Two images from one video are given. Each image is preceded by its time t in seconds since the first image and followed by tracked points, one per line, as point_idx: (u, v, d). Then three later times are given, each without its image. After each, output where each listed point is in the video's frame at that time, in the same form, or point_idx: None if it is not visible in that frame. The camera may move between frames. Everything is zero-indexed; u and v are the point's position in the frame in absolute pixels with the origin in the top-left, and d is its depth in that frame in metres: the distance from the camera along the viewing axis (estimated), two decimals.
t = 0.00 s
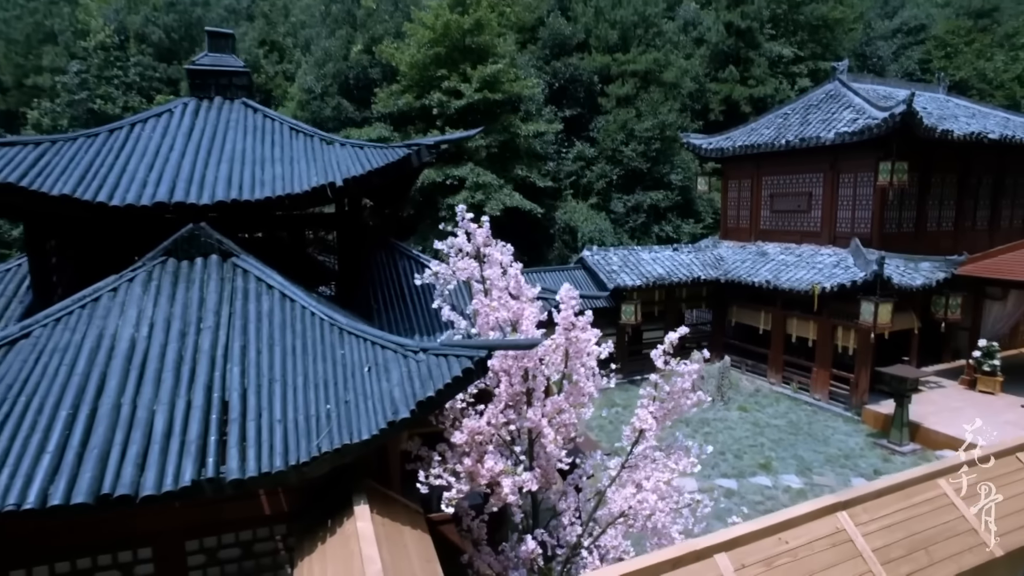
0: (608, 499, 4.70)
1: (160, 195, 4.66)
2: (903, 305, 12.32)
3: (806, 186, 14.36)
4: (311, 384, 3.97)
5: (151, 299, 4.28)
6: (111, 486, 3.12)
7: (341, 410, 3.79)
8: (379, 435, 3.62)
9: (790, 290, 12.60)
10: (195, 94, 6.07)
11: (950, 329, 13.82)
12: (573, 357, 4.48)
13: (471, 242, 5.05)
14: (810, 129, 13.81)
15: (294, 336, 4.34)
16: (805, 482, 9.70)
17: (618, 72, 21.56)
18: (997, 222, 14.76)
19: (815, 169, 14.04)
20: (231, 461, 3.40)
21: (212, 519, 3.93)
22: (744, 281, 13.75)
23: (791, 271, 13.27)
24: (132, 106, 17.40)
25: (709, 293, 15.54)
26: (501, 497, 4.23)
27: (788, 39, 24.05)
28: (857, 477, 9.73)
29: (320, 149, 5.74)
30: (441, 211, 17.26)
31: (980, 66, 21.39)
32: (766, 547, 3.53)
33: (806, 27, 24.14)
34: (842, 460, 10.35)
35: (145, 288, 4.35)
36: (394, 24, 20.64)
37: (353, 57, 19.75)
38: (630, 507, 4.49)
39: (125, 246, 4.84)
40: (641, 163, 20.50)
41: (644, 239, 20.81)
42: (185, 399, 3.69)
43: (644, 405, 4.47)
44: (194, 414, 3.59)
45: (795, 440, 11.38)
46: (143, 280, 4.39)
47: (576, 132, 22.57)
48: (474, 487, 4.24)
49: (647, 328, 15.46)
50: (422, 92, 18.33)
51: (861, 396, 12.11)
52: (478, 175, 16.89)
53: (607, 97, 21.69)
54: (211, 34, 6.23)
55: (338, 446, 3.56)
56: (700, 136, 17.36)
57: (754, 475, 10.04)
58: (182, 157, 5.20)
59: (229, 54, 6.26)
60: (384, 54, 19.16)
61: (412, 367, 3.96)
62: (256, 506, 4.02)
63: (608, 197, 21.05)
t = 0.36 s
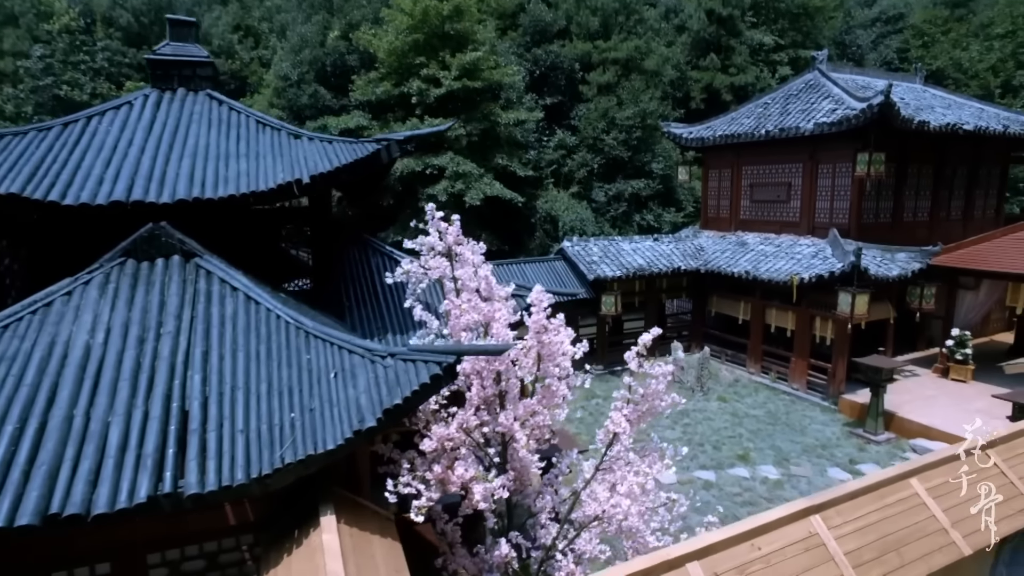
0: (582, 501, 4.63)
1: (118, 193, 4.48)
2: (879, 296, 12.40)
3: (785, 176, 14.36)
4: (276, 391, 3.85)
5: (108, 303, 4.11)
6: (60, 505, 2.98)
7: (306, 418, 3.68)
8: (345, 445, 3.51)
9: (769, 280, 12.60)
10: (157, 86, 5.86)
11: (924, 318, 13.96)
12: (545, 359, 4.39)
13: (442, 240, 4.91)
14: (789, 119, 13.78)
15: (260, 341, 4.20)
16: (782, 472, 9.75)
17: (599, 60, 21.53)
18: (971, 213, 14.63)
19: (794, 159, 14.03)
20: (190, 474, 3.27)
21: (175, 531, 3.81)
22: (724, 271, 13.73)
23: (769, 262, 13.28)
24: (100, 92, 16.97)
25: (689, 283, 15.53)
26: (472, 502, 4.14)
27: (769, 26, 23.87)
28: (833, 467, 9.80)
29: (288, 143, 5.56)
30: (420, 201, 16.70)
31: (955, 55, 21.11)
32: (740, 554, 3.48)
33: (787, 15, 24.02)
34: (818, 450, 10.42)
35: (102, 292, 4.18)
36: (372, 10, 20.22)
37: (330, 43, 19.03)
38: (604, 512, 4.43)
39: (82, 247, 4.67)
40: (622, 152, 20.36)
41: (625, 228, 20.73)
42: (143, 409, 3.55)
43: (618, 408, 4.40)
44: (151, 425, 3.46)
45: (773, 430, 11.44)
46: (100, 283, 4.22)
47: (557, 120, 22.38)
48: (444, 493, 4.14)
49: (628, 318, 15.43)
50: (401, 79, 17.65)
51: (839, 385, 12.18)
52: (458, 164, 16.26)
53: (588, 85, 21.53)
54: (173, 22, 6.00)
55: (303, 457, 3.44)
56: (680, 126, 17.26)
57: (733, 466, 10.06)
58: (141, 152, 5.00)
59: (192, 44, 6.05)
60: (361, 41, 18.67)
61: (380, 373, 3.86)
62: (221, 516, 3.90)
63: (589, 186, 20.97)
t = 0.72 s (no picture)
0: (558, 511, 4.53)
1: (73, 197, 4.30)
2: (857, 292, 12.43)
3: (764, 172, 14.37)
4: (238, 406, 3.72)
5: (63, 315, 3.94)
6: (3, 534, 2.82)
7: (270, 435, 3.56)
8: (309, 462, 3.39)
9: (749, 277, 12.56)
10: (117, 83, 5.64)
11: (901, 312, 14.08)
12: (518, 368, 4.29)
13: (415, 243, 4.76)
14: (769, 115, 13.77)
15: (219, 352, 4.05)
16: (761, 469, 9.75)
17: (581, 54, 21.41)
18: (948, 209, 14.84)
19: (775, 155, 14.02)
20: (146, 496, 3.12)
21: (135, 551, 3.65)
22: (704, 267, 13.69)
23: (749, 257, 13.28)
24: (69, 85, 16.64)
25: (670, 278, 15.48)
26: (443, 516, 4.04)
27: (750, 20, 23.79)
28: (811, 463, 9.82)
29: (254, 144, 5.40)
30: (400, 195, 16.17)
31: (933, 51, 21.24)
32: (714, 568, 3.41)
33: (768, 9, 23.96)
34: (797, 446, 10.45)
35: (56, 302, 4.00)
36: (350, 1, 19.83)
37: (306, 35, 18.20)
38: (578, 522, 4.33)
39: (38, 253, 4.48)
40: (603, 146, 20.23)
41: (606, 223, 20.61)
42: (97, 427, 3.39)
43: (591, 417, 4.30)
44: (106, 445, 3.30)
45: (752, 426, 11.45)
46: (54, 293, 4.04)
47: (538, 114, 22.20)
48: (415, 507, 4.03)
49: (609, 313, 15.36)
50: (381, 72, 16.96)
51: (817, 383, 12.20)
52: (438, 159, 15.79)
53: (570, 79, 21.38)
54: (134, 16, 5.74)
55: (266, 475, 3.32)
56: (661, 121, 17.19)
57: (713, 464, 10.04)
58: (99, 154, 4.81)
59: (154, 39, 5.81)
60: (338, 33, 18.13)
61: (346, 386, 3.74)
62: (184, 535, 3.75)
63: (570, 180, 20.86)
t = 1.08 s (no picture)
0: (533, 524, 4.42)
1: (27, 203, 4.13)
2: (836, 290, 12.45)
3: (745, 170, 14.37)
4: (199, 426, 3.57)
5: (13, 330, 3.75)
6: None
7: (232, 455, 3.42)
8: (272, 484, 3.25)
9: (730, 275, 12.51)
10: (76, 83, 5.43)
11: (879, 310, 14.17)
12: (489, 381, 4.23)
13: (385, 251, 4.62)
14: (750, 113, 13.74)
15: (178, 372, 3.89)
16: (742, 470, 9.74)
17: (562, 50, 21.42)
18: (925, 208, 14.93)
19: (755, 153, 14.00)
20: (97, 524, 2.96)
21: None
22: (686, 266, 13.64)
23: (730, 256, 13.24)
24: (38, 80, 16.16)
25: (652, 277, 15.39)
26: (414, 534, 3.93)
27: (732, 17, 23.73)
28: (792, 463, 9.82)
29: (220, 148, 5.24)
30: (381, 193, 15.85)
31: (910, 50, 21.26)
32: None
33: (750, 6, 23.90)
34: (777, 446, 10.45)
35: (6, 317, 3.81)
36: None
37: (285, 31, 17.90)
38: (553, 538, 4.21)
39: None
40: (585, 143, 20.18)
41: (589, 220, 20.55)
42: (46, 451, 3.21)
43: (565, 430, 4.23)
44: (55, 469, 3.13)
45: (733, 426, 11.45)
46: (5, 307, 3.85)
47: (520, 111, 22.04)
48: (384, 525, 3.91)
49: (591, 312, 15.28)
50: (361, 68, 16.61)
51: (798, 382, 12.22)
52: (419, 158, 15.53)
53: (552, 75, 21.25)
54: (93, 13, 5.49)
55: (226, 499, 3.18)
56: (642, 119, 17.14)
57: (693, 464, 10.03)
58: (54, 159, 4.61)
59: (116, 38, 5.59)
60: (316, 29, 17.80)
61: (311, 403, 3.62)
62: (142, 559, 3.59)
63: (552, 178, 20.73)
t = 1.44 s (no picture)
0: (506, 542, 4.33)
1: None
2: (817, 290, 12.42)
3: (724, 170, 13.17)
4: (157, 449, 3.43)
5: None
6: None
7: (192, 480, 3.30)
8: (232, 510, 3.16)
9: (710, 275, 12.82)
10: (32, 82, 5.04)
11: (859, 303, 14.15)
12: (461, 399, 4.13)
13: (353, 261, 4.36)
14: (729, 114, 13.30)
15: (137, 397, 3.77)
16: (724, 472, 9.67)
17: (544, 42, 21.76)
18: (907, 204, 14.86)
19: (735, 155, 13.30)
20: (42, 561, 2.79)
21: None
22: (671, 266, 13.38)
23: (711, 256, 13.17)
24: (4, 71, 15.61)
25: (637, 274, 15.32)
26: (385, 556, 3.85)
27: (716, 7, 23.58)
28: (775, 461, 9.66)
29: (184, 156, 5.20)
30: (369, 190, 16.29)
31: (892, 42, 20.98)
32: None
33: None
34: (760, 445, 10.45)
35: None
36: None
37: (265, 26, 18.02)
38: (525, 557, 4.20)
39: None
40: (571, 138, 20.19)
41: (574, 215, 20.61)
42: None
43: (540, 446, 4.19)
44: None
45: (717, 427, 11.52)
46: None
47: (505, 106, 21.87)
48: (352, 545, 3.86)
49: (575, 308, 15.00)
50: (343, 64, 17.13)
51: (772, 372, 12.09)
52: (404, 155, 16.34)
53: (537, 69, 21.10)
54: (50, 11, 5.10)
55: (183, 529, 3.06)
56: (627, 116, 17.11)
57: (674, 468, 10.22)
58: (5, 166, 4.43)
59: (76, 39, 4.89)
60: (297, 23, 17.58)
61: (275, 424, 3.52)
62: None
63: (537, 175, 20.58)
